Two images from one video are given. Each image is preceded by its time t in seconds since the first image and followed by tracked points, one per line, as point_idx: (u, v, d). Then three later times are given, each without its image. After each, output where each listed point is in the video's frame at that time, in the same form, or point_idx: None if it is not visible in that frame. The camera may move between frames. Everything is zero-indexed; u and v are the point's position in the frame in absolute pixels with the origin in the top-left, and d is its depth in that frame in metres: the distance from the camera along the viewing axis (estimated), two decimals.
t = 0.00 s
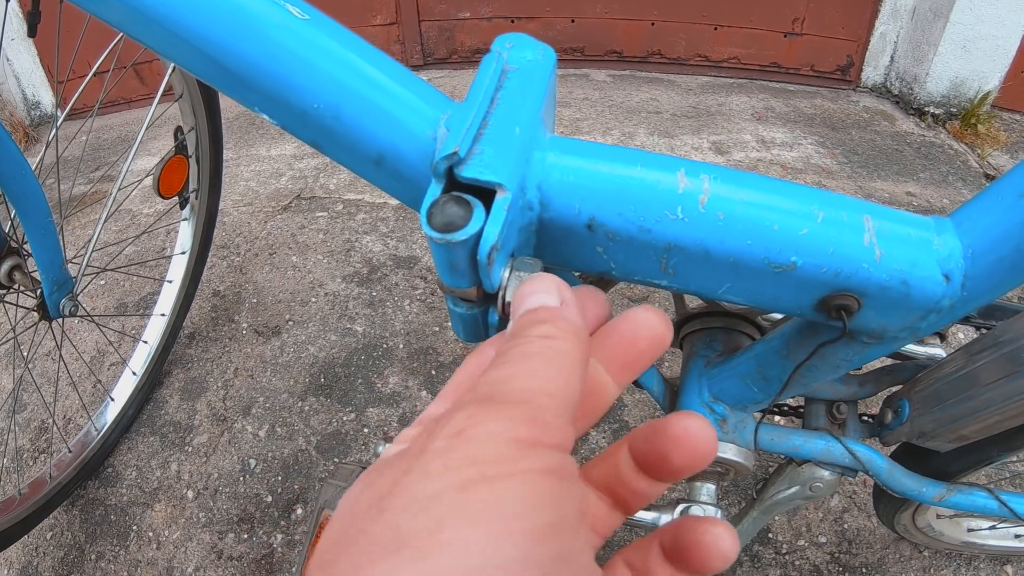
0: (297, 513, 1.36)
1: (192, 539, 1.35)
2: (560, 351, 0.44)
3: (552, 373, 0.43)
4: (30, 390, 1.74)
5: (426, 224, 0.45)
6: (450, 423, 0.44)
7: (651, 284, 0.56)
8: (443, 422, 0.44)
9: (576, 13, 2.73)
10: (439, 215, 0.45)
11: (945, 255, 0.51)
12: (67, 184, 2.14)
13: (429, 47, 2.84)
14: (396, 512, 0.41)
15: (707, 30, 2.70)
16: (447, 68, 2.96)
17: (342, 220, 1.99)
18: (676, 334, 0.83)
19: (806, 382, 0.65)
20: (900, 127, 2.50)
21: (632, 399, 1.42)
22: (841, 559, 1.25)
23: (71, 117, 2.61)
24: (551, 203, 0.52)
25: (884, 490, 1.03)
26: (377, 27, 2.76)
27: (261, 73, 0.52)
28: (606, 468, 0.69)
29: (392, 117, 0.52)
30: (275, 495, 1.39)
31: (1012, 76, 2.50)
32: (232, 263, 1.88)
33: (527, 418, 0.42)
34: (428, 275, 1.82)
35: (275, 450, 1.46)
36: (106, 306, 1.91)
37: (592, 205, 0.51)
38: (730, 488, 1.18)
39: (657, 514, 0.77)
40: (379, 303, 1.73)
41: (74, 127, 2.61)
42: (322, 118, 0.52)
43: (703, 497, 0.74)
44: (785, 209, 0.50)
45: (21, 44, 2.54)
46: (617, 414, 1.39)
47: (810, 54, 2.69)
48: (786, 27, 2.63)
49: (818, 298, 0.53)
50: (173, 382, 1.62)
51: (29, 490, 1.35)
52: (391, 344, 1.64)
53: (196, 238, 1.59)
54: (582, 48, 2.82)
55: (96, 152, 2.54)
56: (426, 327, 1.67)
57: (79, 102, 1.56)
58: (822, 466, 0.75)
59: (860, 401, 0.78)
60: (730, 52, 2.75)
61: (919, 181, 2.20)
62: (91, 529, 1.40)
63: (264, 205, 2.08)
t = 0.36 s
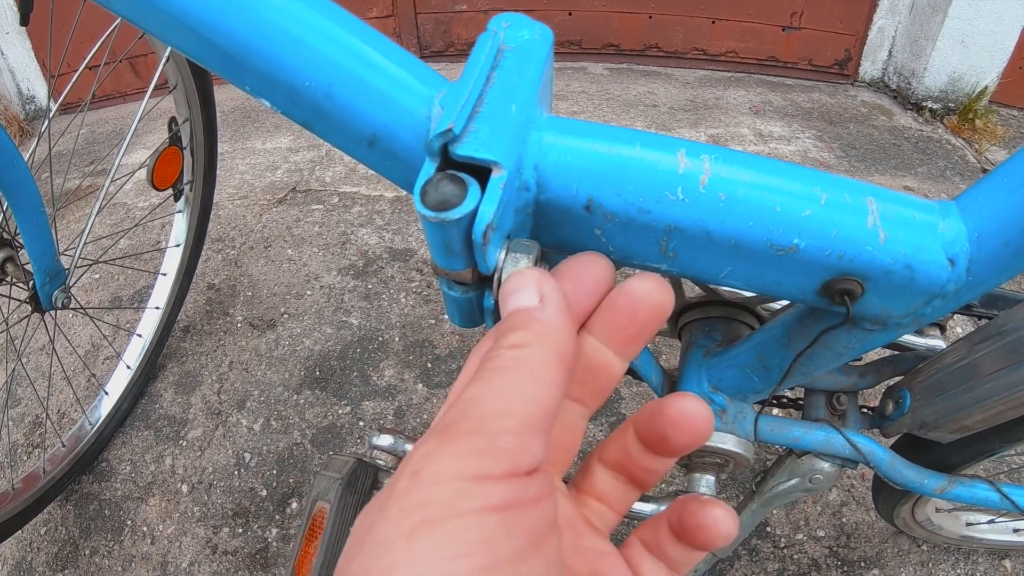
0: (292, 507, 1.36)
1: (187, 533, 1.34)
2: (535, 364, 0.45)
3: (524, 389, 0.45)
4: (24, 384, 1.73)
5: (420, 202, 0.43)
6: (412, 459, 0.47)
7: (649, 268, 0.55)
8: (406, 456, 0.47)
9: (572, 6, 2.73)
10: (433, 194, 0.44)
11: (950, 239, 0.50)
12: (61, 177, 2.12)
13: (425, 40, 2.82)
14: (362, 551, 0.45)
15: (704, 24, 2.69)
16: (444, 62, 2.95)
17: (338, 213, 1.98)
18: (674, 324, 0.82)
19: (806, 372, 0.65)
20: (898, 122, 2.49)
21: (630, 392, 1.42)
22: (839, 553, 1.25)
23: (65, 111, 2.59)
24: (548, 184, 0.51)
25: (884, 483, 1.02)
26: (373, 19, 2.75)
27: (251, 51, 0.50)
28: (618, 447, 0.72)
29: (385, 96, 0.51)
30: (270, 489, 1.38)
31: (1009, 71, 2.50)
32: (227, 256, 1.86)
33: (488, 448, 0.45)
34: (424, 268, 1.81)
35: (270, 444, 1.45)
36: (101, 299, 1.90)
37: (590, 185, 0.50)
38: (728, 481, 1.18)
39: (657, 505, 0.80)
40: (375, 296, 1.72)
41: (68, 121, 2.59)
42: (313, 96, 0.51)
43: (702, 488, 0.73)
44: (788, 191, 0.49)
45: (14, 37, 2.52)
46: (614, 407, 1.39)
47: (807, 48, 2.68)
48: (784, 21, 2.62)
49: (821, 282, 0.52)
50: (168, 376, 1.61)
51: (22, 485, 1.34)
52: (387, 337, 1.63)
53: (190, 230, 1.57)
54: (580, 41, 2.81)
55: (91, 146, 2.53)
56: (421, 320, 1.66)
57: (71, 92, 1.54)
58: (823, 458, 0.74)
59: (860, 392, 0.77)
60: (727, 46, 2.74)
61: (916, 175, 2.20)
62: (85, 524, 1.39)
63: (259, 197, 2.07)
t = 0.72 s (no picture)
0: (288, 500, 1.35)
1: (182, 526, 1.34)
2: (505, 347, 0.50)
3: (494, 373, 0.50)
4: (19, 378, 1.72)
5: (411, 174, 0.43)
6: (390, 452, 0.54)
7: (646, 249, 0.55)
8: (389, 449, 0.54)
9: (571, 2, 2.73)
10: (424, 167, 0.44)
11: (951, 218, 0.50)
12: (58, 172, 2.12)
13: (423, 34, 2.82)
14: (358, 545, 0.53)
15: (703, 19, 2.69)
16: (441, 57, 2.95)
17: (334, 207, 1.97)
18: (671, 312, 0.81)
19: (804, 357, 0.64)
20: (896, 118, 2.49)
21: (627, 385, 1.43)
22: (837, 547, 1.25)
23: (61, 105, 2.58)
24: (543, 161, 0.50)
25: (881, 474, 1.02)
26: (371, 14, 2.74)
27: (240, 24, 0.50)
28: (623, 401, 0.69)
29: (377, 71, 0.51)
30: (266, 482, 1.38)
31: (1008, 68, 2.49)
32: (223, 250, 1.86)
33: (453, 436, 0.51)
34: (421, 261, 1.80)
35: (266, 437, 1.44)
36: (96, 293, 1.89)
37: (586, 163, 0.49)
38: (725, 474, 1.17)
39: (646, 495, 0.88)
40: (371, 289, 1.71)
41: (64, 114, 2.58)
42: (304, 72, 0.50)
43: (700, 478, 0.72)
44: (787, 168, 0.49)
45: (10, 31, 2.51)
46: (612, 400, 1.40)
47: (805, 44, 2.68)
48: (783, 17, 2.61)
49: (819, 262, 0.51)
50: (163, 368, 1.60)
51: (17, 477, 1.33)
52: (383, 330, 1.62)
53: (186, 222, 1.57)
54: (578, 36, 2.81)
55: (87, 140, 2.52)
56: (418, 313, 1.65)
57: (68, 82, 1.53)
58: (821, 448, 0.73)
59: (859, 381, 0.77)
60: (726, 41, 2.74)
61: (914, 171, 2.20)
62: (80, 517, 1.38)
63: (256, 191, 2.06)
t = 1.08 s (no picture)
0: (287, 499, 1.35)
1: (181, 525, 1.34)
2: (509, 339, 0.48)
3: (491, 362, 0.48)
4: (18, 377, 1.72)
5: (415, 181, 0.43)
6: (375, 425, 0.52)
7: (646, 254, 0.55)
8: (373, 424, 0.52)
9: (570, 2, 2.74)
10: (427, 174, 0.44)
11: (946, 226, 0.50)
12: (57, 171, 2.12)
13: (423, 33, 2.83)
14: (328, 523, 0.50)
15: (702, 20, 2.70)
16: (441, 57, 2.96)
17: (334, 206, 1.97)
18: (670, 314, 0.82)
19: (802, 361, 0.65)
20: (895, 119, 2.50)
21: (625, 386, 1.45)
22: (834, 547, 1.26)
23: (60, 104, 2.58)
24: (543, 167, 0.50)
25: (878, 475, 1.03)
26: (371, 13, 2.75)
27: (243, 29, 0.50)
28: (576, 442, 0.76)
29: (379, 77, 0.51)
30: (265, 482, 1.38)
31: (1006, 70, 2.50)
32: (223, 249, 1.86)
33: (453, 420, 0.50)
34: (420, 261, 1.81)
35: (265, 437, 1.44)
36: (95, 292, 1.89)
37: (586, 169, 0.50)
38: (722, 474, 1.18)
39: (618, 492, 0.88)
40: (371, 289, 1.72)
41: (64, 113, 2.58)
42: (308, 77, 0.51)
43: (697, 479, 0.72)
44: (785, 175, 0.49)
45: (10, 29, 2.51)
46: (609, 400, 1.43)
47: (804, 45, 2.68)
48: (782, 18, 2.62)
49: (818, 268, 0.52)
50: (163, 368, 1.60)
51: (16, 476, 1.33)
52: (382, 329, 1.62)
53: (185, 222, 1.57)
54: (577, 36, 2.82)
55: (86, 138, 2.52)
56: (417, 312, 1.65)
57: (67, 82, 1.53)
58: (817, 450, 0.74)
59: (856, 383, 0.77)
60: (725, 42, 2.75)
61: (912, 173, 2.21)
62: (79, 516, 1.38)
63: (255, 190, 2.06)
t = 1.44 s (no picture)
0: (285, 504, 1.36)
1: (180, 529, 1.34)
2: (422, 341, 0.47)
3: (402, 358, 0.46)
4: (17, 380, 1.73)
5: (412, 208, 0.44)
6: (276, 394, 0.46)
7: (643, 271, 0.55)
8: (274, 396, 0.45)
9: (568, 5, 2.74)
10: (424, 199, 0.45)
11: (942, 246, 0.51)
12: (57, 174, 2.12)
13: (421, 36, 2.85)
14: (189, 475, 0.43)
15: (700, 23, 2.71)
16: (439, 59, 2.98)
17: (332, 209, 1.97)
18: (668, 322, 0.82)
19: (798, 374, 0.65)
20: (892, 122, 2.52)
21: (622, 390, 1.46)
22: (829, 551, 1.27)
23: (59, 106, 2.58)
24: (540, 187, 0.51)
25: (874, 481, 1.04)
26: (369, 15, 2.77)
27: (239, 51, 0.50)
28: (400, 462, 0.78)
29: (379, 99, 0.52)
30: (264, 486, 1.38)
31: (1003, 74, 2.51)
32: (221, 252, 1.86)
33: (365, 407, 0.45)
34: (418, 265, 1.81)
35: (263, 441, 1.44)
36: (94, 295, 1.89)
37: (584, 190, 0.50)
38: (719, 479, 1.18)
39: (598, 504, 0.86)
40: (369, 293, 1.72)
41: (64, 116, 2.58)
42: (305, 98, 0.51)
43: (693, 489, 0.71)
44: (781, 197, 0.50)
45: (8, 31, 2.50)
46: (606, 404, 1.44)
47: (801, 48, 2.70)
48: (779, 21, 2.63)
49: (813, 287, 0.52)
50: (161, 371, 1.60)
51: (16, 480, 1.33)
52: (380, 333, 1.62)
53: (183, 225, 1.57)
54: (575, 39, 2.83)
55: (85, 140, 2.52)
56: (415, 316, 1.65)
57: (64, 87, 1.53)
58: (813, 459, 0.74)
59: (852, 392, 0.78)
60: (723, 44, 2.76)
61: (909, 176, 2.23)
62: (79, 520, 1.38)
63: (253, 193, 2.06)
